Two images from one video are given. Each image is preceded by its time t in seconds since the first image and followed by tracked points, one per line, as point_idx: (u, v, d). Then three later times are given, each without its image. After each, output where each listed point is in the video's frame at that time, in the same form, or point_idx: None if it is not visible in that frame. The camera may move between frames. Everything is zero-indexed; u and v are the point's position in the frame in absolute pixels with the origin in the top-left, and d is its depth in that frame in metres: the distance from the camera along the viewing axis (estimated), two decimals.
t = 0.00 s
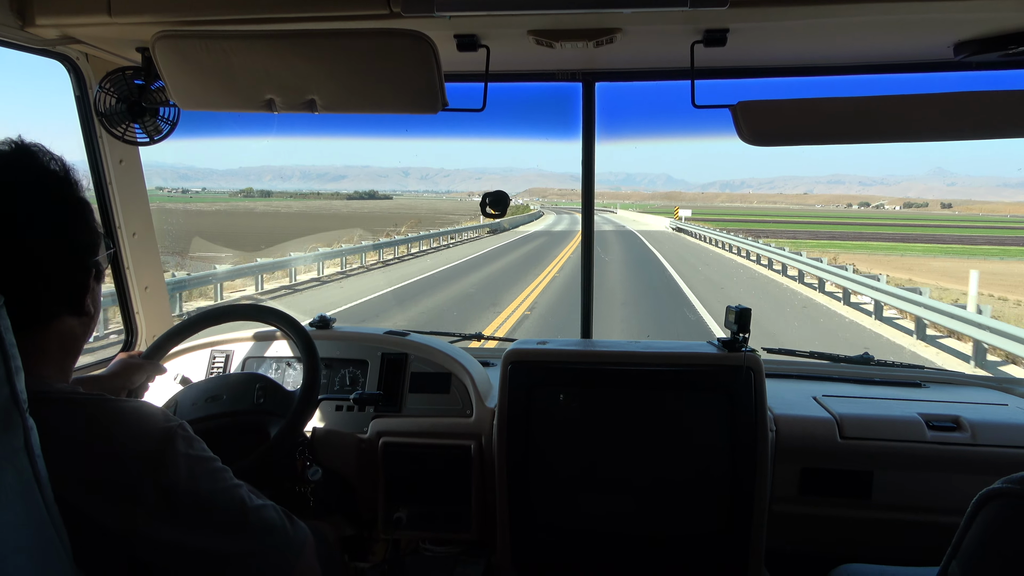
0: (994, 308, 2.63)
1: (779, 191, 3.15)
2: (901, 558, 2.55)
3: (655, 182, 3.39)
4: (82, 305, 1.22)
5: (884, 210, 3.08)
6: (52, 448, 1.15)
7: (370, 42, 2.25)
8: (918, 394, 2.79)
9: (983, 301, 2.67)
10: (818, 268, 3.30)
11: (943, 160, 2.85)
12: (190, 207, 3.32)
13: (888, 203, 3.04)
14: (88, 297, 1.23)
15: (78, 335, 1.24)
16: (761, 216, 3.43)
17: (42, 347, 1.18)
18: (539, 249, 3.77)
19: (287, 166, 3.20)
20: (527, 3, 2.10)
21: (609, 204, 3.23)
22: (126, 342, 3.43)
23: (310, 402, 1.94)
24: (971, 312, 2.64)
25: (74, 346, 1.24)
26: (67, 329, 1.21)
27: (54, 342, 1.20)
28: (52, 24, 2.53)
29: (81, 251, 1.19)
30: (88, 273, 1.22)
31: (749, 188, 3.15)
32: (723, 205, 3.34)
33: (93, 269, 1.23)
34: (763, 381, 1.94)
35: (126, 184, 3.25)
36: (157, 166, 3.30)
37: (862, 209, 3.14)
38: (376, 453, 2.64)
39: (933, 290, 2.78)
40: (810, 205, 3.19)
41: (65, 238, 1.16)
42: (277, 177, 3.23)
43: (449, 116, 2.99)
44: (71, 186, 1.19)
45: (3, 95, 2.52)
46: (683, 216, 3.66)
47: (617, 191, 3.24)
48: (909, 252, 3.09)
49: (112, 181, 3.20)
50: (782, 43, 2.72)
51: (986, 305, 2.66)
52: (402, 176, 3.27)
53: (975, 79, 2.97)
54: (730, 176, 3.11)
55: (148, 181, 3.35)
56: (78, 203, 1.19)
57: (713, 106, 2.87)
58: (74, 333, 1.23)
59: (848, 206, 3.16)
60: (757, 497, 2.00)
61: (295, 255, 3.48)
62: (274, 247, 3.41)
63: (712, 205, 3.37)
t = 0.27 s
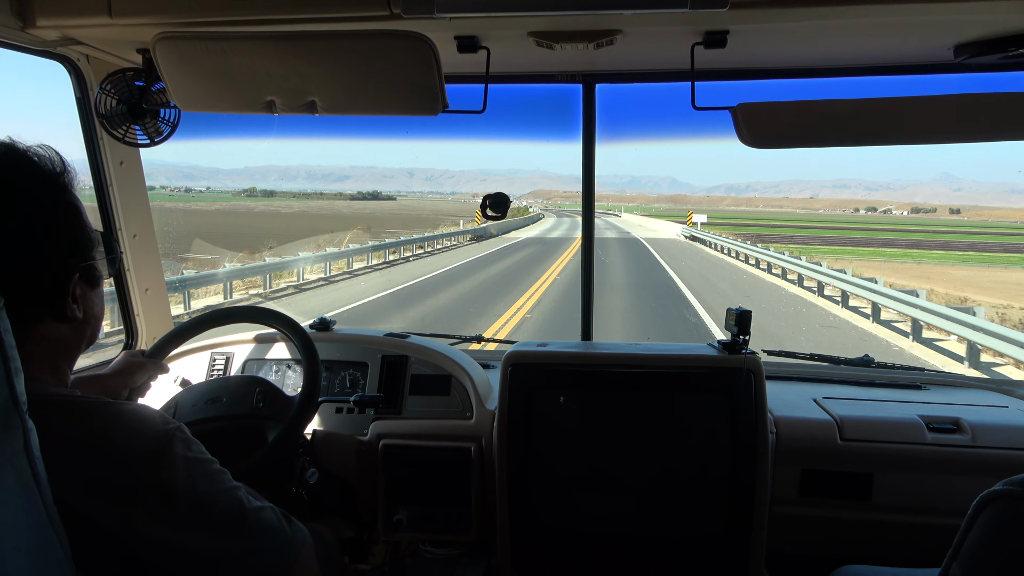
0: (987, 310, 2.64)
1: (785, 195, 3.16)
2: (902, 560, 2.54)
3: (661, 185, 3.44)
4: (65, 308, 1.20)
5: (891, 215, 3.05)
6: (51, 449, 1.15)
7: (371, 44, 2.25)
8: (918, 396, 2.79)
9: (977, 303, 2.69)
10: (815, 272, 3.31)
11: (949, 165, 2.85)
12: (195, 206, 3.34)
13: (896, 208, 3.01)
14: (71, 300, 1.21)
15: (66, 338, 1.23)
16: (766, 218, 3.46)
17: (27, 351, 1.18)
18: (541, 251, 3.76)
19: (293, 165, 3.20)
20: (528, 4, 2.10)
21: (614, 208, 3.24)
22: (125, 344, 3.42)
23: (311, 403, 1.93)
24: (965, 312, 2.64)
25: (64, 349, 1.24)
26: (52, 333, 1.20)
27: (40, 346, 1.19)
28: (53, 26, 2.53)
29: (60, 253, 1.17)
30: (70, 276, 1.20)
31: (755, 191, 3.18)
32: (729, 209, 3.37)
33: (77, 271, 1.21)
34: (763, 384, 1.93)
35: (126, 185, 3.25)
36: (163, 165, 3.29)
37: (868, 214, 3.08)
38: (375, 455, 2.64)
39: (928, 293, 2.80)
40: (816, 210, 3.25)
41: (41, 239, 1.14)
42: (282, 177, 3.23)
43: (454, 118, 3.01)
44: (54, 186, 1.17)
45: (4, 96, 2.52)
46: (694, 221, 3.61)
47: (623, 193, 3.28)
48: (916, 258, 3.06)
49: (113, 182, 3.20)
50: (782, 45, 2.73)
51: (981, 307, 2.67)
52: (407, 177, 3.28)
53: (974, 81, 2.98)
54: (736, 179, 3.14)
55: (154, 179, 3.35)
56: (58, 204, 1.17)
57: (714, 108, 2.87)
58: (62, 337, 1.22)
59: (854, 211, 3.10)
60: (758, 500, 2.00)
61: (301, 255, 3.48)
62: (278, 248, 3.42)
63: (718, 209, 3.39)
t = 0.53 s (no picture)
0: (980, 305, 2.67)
1: (789, 194, 3.13)
2: (902, 559, 2.54)
3: (664, 184, 3.42)
4: (28, 308, 1.21)
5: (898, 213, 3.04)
6: (47, 446, 1.14)
7: (371, 44, 2.26)
8: (918, 395, 2.79)
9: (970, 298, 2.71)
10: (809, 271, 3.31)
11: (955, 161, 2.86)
12: (195, 209, 3.34)
13: (902, 206, 3.01)
14: (33, 300, 1.22)
15: (37, 335, 1.25)
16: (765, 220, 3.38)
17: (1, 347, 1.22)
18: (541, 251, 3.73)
19: (296, 167, 3.19)
20: (528, 5, 2.11)
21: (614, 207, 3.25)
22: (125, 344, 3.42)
23: (311, 400, 1.93)
24: (958, 308, 2.66)
25: (39, 346, 1.27)
26: (21, 330, 1.23)
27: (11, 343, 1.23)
28: (54, 28, 2.54)
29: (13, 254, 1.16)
30: (27, 275, 1.19)
31: (759, 190, 3.13)
32: (733, 208, 3.30)
33: (38, 270, 1.21)
34: (763, 383, 1.94)
35: (126, 186, 3.26)
36: (166, 168, 3.28)
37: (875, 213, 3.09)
38: (375, 454, 2.64)
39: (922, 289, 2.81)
40: (819, 208, 3.20)
41: None
42: (287, 180, 3.21)
43: (455, 118, 3.00)
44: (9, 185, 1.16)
45: (5, 97, 2.53)
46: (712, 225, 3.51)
47: (627, 193, 3.30)
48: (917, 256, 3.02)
49: (113, 182, 3.20)
50: (780, 45, 2.73)
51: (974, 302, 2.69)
52: (411, 178, 3.29)
53: (973, 81, 2.98)
54: (740, 179, 3.09)
55: (158, 182, 3.34)
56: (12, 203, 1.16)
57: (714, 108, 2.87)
58: (32, 333, 1.25)
59: (860, 209, 3.10)
60: (757, 499, 2.00)
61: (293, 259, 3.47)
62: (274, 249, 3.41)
63: (721, 208, 3.33)
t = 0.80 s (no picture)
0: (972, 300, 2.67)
1: (795, 190, 3.11)
2: (902, 559, 2.54)
3: (669, 183, 3.41)
4: (27, 304, 1.22)
5: (905, 210, 3.07)
6: (50, 447, 1.15)
7: (370, 44, 2.26)
8: (919, 395, 2.79)
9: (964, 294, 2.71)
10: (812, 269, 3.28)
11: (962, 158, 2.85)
12: (193, 212, 3.37)
13: (909, 202, 3.04)
14: (33, 296, 1.22)
15: (38, 333, 1.25)
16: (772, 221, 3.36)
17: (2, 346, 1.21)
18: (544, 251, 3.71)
19: (301, 169, 3.21)
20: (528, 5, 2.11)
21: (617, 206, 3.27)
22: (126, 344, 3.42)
23: (311, 399, 1.94)
24: (951, 304, 2.66)
25: (40, 344, 1.26)
26: (21, 328, 1.23)
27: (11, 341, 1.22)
28: (53, 28, 2.54)
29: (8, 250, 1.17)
30: (25, 271, 1.20)
31: (765, 187, 3.08)
32: (738, 206, 3.22)
33: (36, 266, 1.21)
34: (763, 383, 1.93)
35: (127, 186, 3.26)
36: (170, 171, 3.28)
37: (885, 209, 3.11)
38: (375, 454, 2.64)
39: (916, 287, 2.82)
40: (830, 205, 3.20)
41: None
42: (290, 181, 3.24)
43: (455, 119, 3.00)
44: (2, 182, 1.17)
45: (5, 98, 2.53)
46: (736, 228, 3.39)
47: (631, 192, 3.33)
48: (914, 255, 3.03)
49: (113, 183, 3.20)
50: (781, 44, 2.73)
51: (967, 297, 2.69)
52: (415, 179, 3.31)
53: (974, 81, 2.98)
54: (743, 175, 3.03)
55: (163, 186, 3.35)
56: (6, 200, 1.16)
57: (714, 107, 2.87)
58: (33, 331, 1.24)
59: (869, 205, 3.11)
60: (756, 499, 2.00)
61: (291, 261, 3.47)
62: (272, 252, 3.40)
63: (727, 207, 3.24)
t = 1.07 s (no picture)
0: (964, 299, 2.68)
1: (801, 190, 3.11)
2: (902, 558, 2.54)
3: (674, 182, 3.32)
4: (52, 307, 1.21)
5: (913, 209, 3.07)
6: (51, 446, 1.15)
7: (370, 44, 2.26)
8: (918, 393, 2.79)
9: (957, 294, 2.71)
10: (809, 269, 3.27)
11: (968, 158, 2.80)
12: (194, 210, 3.34)
13: (919, 202, 3.03)
14: (57, 300, 1.22)
15: (58, 336, 1.24)
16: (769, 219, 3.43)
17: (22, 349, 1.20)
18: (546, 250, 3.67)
19: (306, 167, 3.20)
20: (527, 5, 2.11)
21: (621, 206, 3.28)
22: (125, 343, 3.43)
23: (311, 397, 1.94)
24: (942, 302, 2.69)
25: (59, 346, 1.25)
26: (41, 331, 1.22)
27: (30, 343, 1.21)
28: (53, 28, 2.53)
29: (41, 253, 1.17)
30: (53, 275, 1.20)
31: (771, 186, 3.09)
32: (745, 205, 3.17)
33: (64, 270, 1.21)
34: (763, 381, 1.94)
35: (126, 185, 3.26)
36: (174, 169, 3.25)
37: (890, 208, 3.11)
38: (375, 452, 2.64)
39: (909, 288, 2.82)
40: (837, 204, 3.14)
41: (17, 240, 1.14)
42: (297, 180, 3.24)
43: (450, 118, 2.99)
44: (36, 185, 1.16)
45: (5, 98, 2.53)
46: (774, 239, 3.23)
47: (636, 191, 3.33)
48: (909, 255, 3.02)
49: (113, 182, 3.20)
50: (781, 44, 2.73)
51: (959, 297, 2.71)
52: (420, 178, 3.29)
53: (974, 80, 2.98)
54: (754, 175, 3.01)
55: (166, 184, 3.32)
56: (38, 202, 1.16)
57: (713, 107, 2.87)
58: (53, 334, 1.24)
59: (876, 205, 3.10)
60: (756, 497, 2.00)
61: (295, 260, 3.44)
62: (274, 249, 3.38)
63: (734, 206, 3.21)
